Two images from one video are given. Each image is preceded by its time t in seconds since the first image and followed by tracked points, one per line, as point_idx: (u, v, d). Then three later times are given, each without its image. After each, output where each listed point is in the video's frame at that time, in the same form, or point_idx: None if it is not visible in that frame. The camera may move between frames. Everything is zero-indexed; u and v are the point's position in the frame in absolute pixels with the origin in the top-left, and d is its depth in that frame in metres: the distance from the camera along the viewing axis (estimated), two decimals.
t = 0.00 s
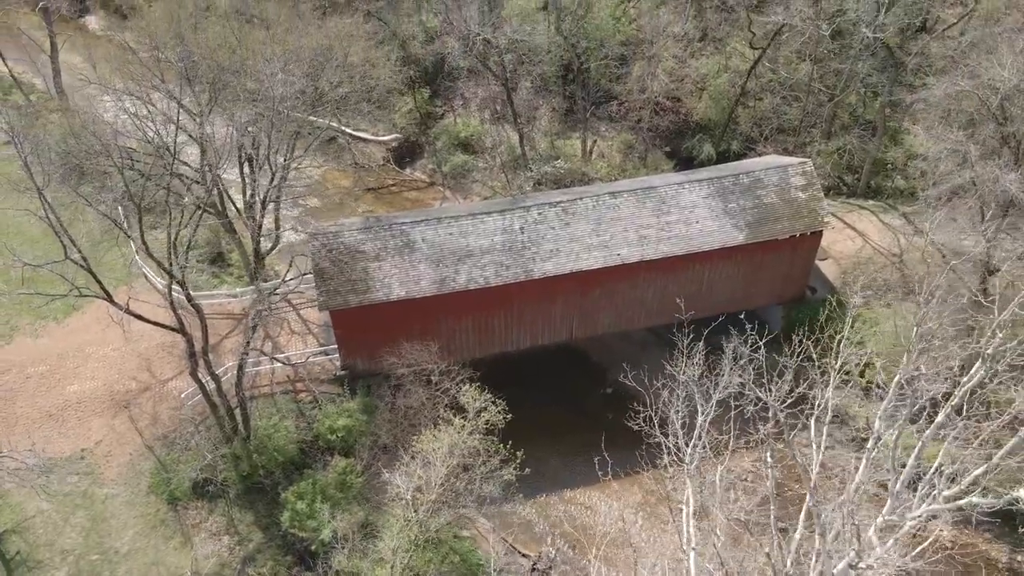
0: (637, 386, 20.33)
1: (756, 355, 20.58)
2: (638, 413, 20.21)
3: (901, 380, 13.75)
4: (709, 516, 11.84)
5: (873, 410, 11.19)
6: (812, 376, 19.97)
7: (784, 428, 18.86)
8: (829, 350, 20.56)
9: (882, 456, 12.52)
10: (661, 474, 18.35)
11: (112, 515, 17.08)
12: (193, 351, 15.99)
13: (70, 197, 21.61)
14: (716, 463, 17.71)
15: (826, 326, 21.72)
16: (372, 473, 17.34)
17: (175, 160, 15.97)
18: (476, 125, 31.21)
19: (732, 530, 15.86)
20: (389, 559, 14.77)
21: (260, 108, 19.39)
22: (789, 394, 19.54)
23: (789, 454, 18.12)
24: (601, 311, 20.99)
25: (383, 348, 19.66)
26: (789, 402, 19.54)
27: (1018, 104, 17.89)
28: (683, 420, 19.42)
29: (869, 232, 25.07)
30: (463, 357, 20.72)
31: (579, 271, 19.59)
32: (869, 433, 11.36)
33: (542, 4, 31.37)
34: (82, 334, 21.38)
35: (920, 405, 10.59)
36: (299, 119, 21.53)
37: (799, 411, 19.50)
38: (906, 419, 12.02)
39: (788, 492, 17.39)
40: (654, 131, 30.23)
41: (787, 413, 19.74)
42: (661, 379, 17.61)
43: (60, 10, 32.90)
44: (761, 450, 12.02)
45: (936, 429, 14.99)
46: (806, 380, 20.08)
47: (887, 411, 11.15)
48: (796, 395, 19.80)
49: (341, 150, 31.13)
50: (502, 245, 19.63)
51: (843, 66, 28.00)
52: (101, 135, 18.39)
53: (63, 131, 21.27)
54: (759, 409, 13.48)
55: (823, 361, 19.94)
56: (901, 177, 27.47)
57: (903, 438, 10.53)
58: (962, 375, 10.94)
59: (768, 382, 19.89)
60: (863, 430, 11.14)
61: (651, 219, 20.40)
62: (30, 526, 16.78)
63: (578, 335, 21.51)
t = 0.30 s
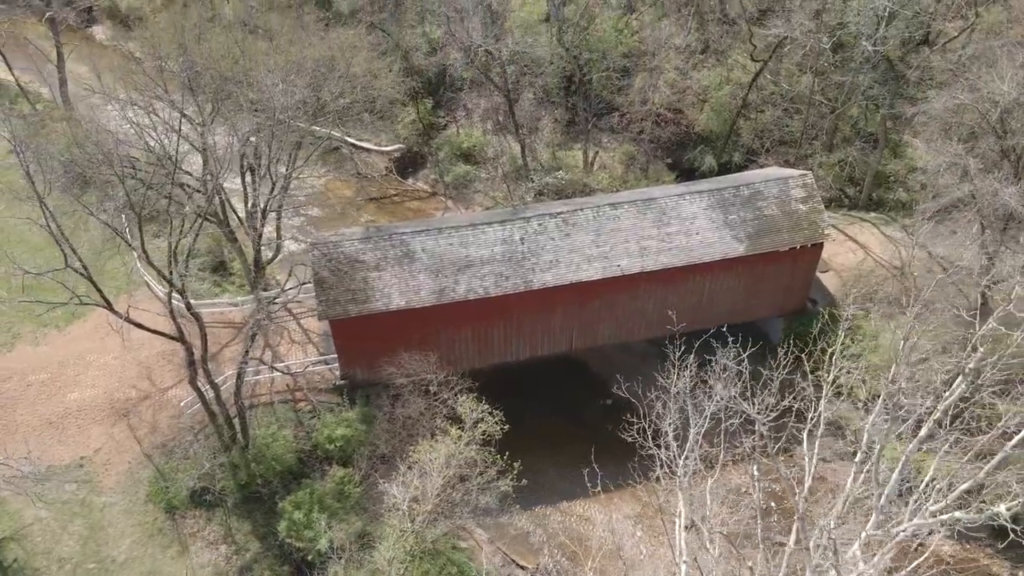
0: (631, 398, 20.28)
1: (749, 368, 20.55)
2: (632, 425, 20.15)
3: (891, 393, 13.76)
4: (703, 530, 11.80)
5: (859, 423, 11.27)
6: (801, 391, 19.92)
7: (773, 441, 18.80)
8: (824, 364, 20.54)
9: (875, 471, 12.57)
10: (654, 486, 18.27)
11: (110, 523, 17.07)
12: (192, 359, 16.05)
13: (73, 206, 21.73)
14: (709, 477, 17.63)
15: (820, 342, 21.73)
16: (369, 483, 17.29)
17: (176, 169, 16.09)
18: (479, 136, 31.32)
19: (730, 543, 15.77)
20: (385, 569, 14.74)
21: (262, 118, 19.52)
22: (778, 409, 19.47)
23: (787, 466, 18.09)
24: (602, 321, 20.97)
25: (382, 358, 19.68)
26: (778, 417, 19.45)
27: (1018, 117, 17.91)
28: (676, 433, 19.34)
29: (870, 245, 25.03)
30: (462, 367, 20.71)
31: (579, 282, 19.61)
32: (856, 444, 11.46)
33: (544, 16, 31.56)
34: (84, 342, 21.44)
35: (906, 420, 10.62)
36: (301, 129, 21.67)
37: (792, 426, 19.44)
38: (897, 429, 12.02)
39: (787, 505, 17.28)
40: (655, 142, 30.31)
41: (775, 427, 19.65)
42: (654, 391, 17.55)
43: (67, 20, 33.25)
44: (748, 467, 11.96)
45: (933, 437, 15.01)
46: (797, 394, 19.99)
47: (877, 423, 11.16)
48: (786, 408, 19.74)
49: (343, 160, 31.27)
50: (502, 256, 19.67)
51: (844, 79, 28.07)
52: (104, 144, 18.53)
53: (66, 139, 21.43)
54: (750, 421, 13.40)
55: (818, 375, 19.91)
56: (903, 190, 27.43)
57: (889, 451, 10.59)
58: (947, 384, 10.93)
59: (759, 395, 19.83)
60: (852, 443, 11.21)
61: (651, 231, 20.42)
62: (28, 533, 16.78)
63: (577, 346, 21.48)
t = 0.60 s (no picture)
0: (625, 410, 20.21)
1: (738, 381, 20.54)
2: (626, 437, 20.07)
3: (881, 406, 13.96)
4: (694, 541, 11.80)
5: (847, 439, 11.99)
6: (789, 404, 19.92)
7: (760, 454, 18.78)
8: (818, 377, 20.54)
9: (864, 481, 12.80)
10: (646, 497, 18.23)
11: (108, 532, 17.07)
12: (191, 368, 16.10)
13: (75, 214, 21.85)
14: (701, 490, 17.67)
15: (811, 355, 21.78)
16: (367, 493, 17.29)
17: (177, 179, 16.19)
18: (481, 147, 31.45)
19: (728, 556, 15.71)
20: None
21: (264, 128, 19.62)
22: (766, 421, 19.46)
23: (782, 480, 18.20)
24: (601, 332, 20.95)
25: (381, 368, 19.67)
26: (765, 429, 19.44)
27: (1017, 131, 17.93)
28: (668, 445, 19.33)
29: (872, 258, 24.98)
30: (461, 378, 20.69)
31: (578, 293, 19.62)
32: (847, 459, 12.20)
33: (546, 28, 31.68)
34: (84, 350, 21.49)
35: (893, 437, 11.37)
36: (302, 139, 21.76)
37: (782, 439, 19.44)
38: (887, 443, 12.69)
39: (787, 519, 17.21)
40: (657, 154, 30.39)
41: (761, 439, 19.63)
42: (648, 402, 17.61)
43: (73, 30, 33.56)
44: (735, 477, 12.51)
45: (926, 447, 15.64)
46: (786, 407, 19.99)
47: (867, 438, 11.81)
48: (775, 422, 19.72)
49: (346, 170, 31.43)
50: (501, 266, 19.70)
51: (845, 92, 28.13)
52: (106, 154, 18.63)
53: (69, 149, 21.57)
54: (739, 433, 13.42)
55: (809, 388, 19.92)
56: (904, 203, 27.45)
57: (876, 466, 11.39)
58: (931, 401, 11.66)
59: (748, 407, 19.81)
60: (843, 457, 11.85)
61: (651, 242, 20.44)
62: (26, 542, 16.77)
63: (576, 357, 21.46)
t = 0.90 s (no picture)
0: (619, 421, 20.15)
1: (723, 393, 20.67)
2: (620, 449, 19.99)
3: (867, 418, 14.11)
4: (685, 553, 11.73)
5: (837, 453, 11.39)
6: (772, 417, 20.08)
7: (745, 467, 18.84)
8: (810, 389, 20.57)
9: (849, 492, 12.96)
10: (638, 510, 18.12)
11: (104, 541, 17.03)
12: (188, 377, 16.12)
13: (75, 224, 21.93)
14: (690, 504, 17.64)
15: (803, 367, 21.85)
16: (364, 503, 17.26)
17: (177, 188, 16.29)
18: (481, 158, 31.60)
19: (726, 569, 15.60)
20: None
21: (264, 138, 19.73)
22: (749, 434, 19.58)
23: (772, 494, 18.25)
24: (600, 343, 20.94)
25: (378, 378, 19.66)
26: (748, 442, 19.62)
27: (1014, 144, 17.98)
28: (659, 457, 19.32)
29: (872, 269, 24.98)
30: (458, 389, 20.66)
31: (576, 304, 19.64)
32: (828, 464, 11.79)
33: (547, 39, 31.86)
34: (83, 359, 21.52)
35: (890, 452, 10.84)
36: (302, 149, 21.87)
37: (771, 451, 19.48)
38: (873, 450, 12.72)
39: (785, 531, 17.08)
40: (656, 165, 30.48)
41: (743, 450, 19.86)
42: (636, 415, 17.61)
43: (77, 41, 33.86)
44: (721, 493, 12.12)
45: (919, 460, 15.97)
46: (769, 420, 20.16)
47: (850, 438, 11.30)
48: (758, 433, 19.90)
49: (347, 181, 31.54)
50: (499, 276, 19.73)
51: (844, 104, 28.25)
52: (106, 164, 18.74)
53: (70, 158, 21.69)
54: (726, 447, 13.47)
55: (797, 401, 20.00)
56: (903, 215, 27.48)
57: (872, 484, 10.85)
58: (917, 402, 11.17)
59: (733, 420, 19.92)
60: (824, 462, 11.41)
61: (650, 253, 20.47)
62: (22, 550, 16.75)
63: (574, 368, 21.43)
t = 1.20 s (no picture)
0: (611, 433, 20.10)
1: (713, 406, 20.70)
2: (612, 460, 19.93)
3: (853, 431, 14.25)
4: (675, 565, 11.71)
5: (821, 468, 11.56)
6: (758, 428, 20.16)
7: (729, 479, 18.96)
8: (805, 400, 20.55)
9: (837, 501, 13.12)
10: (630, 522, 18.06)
11: (100, 551, 17.01)
12: (185, 387, 16.13)
13: (74, 233, 21.99)
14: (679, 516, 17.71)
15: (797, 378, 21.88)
16: (360, 514, 17.21)
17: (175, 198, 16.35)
18: (481, 168, 31.71)
19: None
20: None
21: (263, 148, 19.81)
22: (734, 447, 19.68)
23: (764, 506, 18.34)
24: (598, 353, 20.92)
25: (375, 388, 19.65)
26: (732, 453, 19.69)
27: (1011, 156, 17.98)
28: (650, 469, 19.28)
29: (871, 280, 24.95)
30: (455, 399, 20.65)
31: (573, 315, 19.64)
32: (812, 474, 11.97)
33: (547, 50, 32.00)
34: (81, 368, 21.55)
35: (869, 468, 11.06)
36: (302, 159, 21.93)
37: (762, 463, 19.52)
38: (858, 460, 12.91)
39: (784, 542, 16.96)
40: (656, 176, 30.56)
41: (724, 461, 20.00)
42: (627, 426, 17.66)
43: (81, 52, 34.12)
44: (710, 503, 12.19)
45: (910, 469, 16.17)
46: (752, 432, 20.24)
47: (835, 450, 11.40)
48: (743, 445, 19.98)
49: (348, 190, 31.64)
50: (497, 287, 19.75)
51: (842, 116, 28.32)
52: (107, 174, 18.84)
53: (70, 168, 21.78)
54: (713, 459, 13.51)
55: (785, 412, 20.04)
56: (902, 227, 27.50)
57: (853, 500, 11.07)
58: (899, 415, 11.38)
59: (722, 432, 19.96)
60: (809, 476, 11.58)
61: (648, 264, 20.48)
62: (17, 560, 16.74)
63: (571, 379, 21.42)
